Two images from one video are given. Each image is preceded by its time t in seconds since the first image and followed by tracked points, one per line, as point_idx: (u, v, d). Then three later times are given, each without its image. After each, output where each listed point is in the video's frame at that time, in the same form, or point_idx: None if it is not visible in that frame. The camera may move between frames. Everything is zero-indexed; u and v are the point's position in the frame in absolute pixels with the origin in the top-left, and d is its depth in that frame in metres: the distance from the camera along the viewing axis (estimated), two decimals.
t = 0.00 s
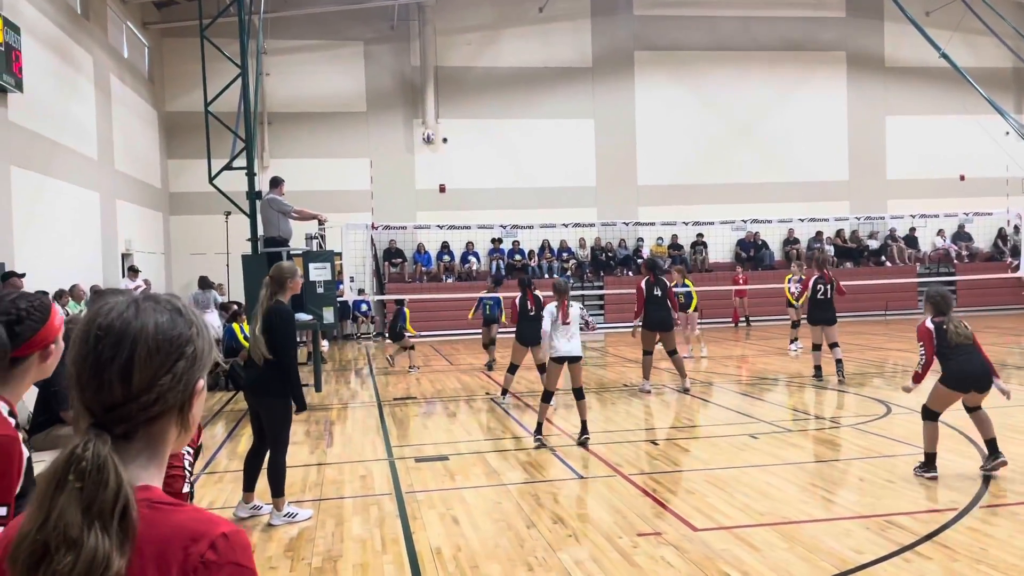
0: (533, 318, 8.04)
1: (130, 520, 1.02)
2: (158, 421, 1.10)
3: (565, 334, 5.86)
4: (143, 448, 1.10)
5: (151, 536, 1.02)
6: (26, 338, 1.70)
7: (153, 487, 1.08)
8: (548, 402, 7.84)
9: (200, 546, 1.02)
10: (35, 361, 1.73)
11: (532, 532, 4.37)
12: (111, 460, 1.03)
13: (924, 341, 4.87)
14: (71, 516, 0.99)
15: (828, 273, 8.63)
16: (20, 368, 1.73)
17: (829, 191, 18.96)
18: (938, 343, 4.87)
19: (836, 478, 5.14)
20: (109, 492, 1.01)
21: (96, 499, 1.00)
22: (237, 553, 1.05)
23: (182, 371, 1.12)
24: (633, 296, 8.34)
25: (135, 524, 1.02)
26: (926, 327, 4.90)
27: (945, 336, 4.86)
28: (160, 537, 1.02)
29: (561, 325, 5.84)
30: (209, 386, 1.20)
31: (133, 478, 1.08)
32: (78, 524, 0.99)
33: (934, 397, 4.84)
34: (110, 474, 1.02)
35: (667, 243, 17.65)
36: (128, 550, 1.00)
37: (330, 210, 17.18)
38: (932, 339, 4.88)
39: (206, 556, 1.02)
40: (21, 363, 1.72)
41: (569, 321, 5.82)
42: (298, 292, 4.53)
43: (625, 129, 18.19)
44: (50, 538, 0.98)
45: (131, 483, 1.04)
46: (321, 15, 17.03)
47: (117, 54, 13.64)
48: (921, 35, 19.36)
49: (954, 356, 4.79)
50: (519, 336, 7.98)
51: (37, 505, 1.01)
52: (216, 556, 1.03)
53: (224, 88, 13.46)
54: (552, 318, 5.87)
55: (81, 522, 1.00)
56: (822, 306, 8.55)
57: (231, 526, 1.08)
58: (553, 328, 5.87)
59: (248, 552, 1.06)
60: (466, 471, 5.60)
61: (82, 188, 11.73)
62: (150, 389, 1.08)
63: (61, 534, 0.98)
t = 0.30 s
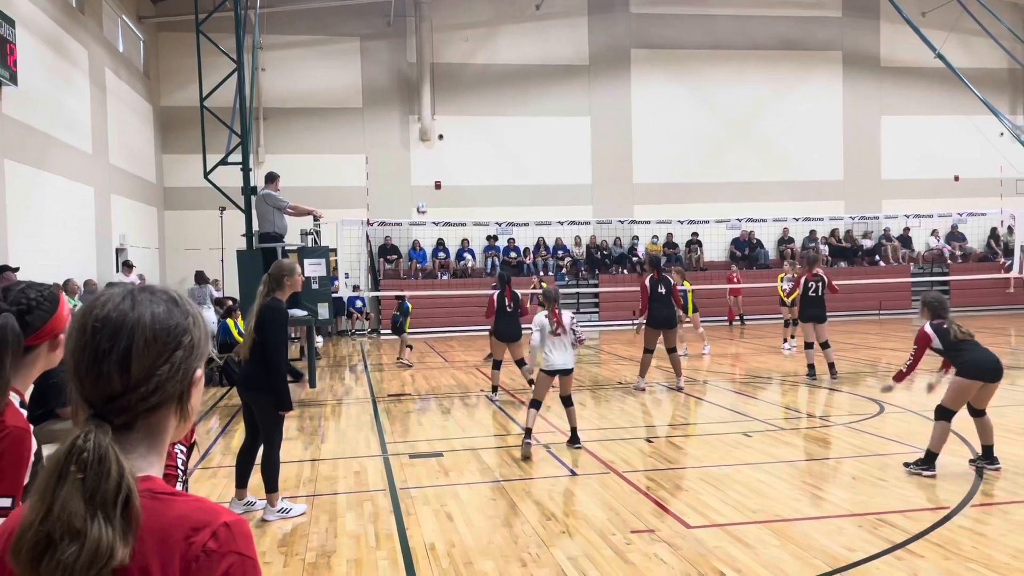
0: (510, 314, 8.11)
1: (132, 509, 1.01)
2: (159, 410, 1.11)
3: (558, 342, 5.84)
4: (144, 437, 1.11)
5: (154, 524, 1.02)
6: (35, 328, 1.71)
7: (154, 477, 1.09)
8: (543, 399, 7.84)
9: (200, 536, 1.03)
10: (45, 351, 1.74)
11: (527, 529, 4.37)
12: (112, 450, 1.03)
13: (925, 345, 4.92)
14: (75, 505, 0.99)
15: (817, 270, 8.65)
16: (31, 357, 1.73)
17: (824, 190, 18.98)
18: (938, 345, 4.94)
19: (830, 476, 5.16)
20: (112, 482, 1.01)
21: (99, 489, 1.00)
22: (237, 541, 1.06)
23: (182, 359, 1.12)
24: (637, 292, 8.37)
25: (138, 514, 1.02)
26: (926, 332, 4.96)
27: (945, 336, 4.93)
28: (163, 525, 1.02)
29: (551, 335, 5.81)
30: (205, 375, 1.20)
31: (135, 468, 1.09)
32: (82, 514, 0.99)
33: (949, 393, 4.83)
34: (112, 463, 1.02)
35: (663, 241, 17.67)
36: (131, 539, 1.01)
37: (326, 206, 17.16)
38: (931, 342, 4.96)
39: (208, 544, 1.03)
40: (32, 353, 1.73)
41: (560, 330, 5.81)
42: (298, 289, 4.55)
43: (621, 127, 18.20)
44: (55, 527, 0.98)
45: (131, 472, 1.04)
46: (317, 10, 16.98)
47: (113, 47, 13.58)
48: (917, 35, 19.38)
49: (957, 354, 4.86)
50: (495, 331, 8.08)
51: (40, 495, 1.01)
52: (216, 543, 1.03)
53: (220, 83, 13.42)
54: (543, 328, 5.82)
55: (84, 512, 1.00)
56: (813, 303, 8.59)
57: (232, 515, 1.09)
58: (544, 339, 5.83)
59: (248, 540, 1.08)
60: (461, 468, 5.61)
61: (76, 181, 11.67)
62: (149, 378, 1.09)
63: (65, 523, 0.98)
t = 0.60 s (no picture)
0: (492, 310, 8.11)
1: (110, 510, 1.01)
2: (145, 406, 1.10)
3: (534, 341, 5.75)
4: (130, 435, 1.11)
5: (129, 524, 1.02)
6: (11, 323, 1.70)
7: (136, 476, 1.08)
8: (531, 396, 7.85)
9: (175, 537, 1.02)
10: (21, 345, 1.74)
11: (515, 526, 4.38)
12: (96, 448, 1.03)
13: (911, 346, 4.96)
14: (54, 503, 1.00)
15: (809, 269, 8.70)
16: (7, 351, 1.74)
17: (812, 190, 19.08)
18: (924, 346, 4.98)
19: (816, 473, 5.20)
20: (93, 480, 1.01)
21: (78, 487, 1.00)
22: (212, 545, 1.04)
23: (168, 357, 1.11)
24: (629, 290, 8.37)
25: (115, 513, 1.01)
26: (914, 333, 5.00)
27: (933, 338, 4.96)
28: (137, 527, 1.01)
29: (531, 334, 5.76)
30: (196, 371, 1.19)
31: (117, 466, 1.08)
32: (60, 512, 1.00)
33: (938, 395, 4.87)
34: (93, 462, 1.02)
35: (651, 240, 17.72)
36: (107, 538, 1.00)
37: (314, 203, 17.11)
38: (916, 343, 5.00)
39: (181, 548, 1.02)
40: (8, 348, 1.73)
41: (540, 329, 5.76)
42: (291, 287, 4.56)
43: (611, 125, 18.23)
44: (32, 524, 0.99)
45: (113, 470, 1.04)
46: (306, 5, 16.91)
47: (99, 42, 13.47)
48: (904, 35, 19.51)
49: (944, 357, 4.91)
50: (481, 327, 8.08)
51: (22, 492, 1.02)
52: (190, 547, 1.02)
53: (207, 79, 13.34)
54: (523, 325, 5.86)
55: (63, 510, 1.00)
56: (801, 301, 8.64)
57: (210, 517, 1.07)
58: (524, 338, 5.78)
59: (226, 543, 1.06)
60: (448, 465, 5.61)
61: (62, 176, 11.59)
62: (136, 376, 1.08)
63: (44, 520, 0.99)
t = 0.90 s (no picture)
0: (487, 309, 8.14)
1: (76, 517, 1.02)
2: (121, 410, 1.10)
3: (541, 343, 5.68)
4: (105, 439, 1.10)
5: (93, 529, 1.03)
6: None
7: (107, 479, 1.08)
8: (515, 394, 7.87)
9: (132, 542, 1.03)
10: None
11: (497, 524, 4.39)
12: (70, 455, 1.04)
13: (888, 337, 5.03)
14: (22, 511, 1.01)
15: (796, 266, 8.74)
16: None
17: (795, 190, 19.22)
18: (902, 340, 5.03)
19: (796, 471, 5.24)
20: (63, 488, 1.02)
21: (48, 495, 1.01)
22: (169, 549, 1.05)
23: (141, 360, 1.11)
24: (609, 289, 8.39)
25: (81, 519, 1.02)
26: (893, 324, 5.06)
27: (911, 331, 5.01)
28: (96, 532, 1.03)
29: (536, 336, 5.70)
30: (173, 369, 1.18)
31: (90, 469, 1.09)
32: (28, 518, 1.01)
33: (911, 393, 4.91)
34: (67, 470, 1.03)
35: (635, 238, 17.80)
36: (69, 545, 1.01)
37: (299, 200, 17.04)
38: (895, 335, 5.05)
39: (137, 552, 1.03)
40: None
41: (545, 332, 5.69)
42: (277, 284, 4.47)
43: (595, 124, 18.27)
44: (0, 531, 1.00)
45: (85, 476, 1.05)
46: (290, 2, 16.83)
47: (81, 37, 13.33)
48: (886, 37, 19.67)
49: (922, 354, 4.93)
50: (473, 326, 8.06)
51: None
52: (145, 551, 1.03)
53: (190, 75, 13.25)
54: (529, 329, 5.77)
55: (30, 517, 1.01)
56: (787, 299, 8.69)
57: (169, 522, 1.08)
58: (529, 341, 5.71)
59: (185, 549, 1.07)
60: (431, 463, 5.61)
61: (42, 172, 11.48)
62: (109, 381, 1.08)
63: (10, 528, 1.00)
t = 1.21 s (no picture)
0: (472, 306, 8.10)
1: (36, 518, 0.99)
2: (83, 410, 1.07)
3: (537, 326, 5.67)
4: (67, 441, 1.07)
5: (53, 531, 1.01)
6: None
7: (70, 479, 1.06)
8: (496, 393, 7.86)
9: (92, 543, 1.01)
10: None
11: (476, 522, 4.38)
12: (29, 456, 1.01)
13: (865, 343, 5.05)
14: None
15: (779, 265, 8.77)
16: None
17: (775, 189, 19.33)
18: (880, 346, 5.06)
19: (775, 468, 5.27)
20: (21, 491, 0.99)
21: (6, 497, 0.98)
22: (130, 551, 1.03)
23: (103, 360, 1.07)
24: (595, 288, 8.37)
25: (40, 521, 1.00)
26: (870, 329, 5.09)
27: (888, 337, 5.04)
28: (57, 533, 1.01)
29: (531, 319, 5.67)
30: (139, 368, 1.15)
31: (51, 470, 1.06)
32: None
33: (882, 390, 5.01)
34: (26, 471, 1.00)
35: (617, 237, 17.83)
36: (28, 548, 0.99)
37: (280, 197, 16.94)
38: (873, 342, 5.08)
39: (95, 553, 1.00)
40: None
41: (539, 315, 5.66)
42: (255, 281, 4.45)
43: (578, 123, 18.28)
44: None
45: (44, 476, 1.02)
46: None
47: (57, 31, 13.15)
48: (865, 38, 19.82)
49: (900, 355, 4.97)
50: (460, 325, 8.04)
51: None
52: (103, 553, 1.01)
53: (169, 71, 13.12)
54: (521, 312, 5.70)
55: None
56: (770, 298, 8.72)
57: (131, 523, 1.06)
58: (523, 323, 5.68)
59: (147, 550, 1.04)
60: (411, 462, 5.58)
61: (17, 168, 11.33)
62: (70, 381, 1.05)
63: None
